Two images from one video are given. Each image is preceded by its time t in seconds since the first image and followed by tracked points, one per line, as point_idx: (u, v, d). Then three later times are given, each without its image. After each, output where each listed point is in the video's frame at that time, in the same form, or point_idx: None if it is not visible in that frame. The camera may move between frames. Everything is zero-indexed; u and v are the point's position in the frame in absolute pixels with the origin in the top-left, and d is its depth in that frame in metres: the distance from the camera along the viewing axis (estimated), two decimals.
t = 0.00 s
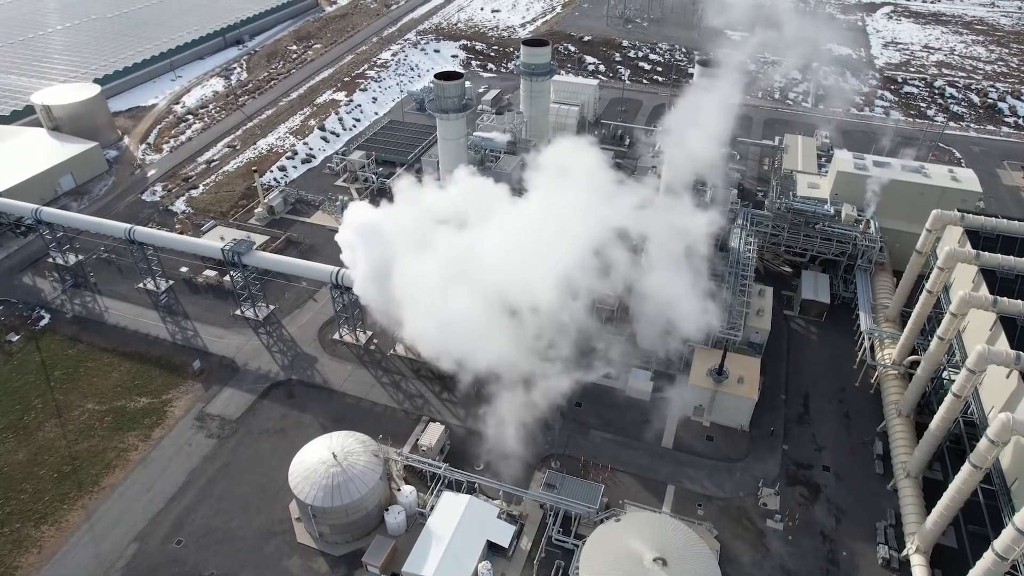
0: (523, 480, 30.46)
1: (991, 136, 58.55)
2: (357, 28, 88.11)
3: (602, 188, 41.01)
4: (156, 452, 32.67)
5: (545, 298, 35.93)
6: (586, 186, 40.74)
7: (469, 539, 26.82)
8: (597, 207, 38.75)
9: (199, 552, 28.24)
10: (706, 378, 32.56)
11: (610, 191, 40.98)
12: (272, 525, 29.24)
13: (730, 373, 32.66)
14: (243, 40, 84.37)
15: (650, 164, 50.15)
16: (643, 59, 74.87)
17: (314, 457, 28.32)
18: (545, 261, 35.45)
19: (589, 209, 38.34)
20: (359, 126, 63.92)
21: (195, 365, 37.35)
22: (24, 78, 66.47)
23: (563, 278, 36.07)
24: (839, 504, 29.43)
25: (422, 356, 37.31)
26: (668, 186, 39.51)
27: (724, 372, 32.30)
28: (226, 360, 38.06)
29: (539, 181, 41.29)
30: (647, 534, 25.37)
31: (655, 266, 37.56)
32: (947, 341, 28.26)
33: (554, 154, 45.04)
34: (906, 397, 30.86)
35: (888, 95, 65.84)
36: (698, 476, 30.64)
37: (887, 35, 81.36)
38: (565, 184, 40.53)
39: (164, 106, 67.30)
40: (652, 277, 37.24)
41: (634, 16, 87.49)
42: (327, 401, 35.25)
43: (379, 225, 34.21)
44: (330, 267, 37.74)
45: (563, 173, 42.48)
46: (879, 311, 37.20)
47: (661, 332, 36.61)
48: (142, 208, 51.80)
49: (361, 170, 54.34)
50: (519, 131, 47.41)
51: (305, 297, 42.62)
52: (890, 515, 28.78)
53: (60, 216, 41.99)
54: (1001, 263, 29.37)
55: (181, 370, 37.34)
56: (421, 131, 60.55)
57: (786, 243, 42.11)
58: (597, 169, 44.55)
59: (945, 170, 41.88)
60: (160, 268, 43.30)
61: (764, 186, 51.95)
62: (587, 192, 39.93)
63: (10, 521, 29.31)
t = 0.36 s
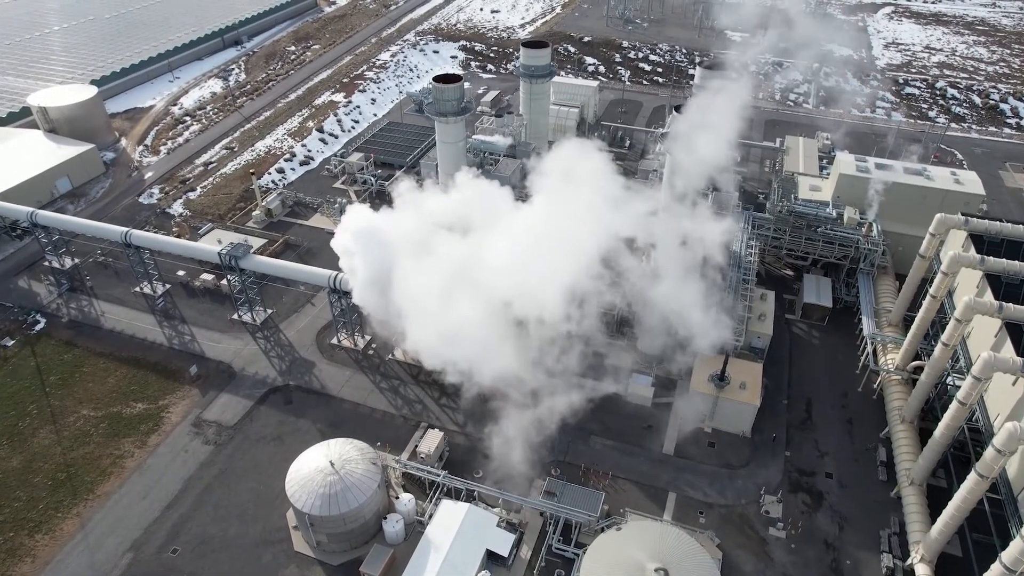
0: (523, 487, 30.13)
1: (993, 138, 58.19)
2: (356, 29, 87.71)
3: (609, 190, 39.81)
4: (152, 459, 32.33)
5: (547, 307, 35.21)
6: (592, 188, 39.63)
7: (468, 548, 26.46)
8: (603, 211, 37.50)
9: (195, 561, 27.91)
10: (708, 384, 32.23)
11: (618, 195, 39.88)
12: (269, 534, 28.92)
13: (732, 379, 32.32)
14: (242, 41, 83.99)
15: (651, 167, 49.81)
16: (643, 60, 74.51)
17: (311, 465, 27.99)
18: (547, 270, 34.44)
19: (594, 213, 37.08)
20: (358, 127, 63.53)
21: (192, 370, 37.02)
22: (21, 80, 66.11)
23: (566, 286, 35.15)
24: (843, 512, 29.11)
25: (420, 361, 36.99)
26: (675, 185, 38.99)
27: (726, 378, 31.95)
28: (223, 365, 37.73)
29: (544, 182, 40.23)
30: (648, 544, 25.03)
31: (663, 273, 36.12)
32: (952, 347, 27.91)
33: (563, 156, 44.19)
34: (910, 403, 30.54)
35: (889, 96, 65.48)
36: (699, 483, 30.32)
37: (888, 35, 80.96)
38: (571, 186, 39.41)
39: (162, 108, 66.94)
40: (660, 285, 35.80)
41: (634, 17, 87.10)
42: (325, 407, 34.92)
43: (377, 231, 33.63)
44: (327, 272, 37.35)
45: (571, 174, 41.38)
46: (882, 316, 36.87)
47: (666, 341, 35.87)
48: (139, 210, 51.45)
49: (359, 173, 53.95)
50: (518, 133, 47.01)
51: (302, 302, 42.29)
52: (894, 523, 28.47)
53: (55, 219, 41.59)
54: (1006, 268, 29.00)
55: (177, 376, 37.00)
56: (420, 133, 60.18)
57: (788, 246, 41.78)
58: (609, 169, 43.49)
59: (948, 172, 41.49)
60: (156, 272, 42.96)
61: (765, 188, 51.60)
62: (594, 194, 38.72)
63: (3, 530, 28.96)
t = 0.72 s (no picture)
0: (522, 495, 29.80)
1: (995, 139, 57.87)
2: (354, 30, 87.34)
3: (614, 194, 39.09)
4: (147, 466, 31.98)
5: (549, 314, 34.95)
6: (596, 193, 39.03)
7: (467, 558, 26.07)
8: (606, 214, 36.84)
9: (191, 570, 27.58)
10: (709, 390, 31.88)
11: (624, 198, 39.06)
12: (265, 542, 28.59)
13: (733, 385, 31.98)
14: (240, 42, 83.58)
15: (651, 169, 49.50)
16: (643, 61, 74.17)
17: (308, 474, 27.67)
18: (548, 277, 34.09)
19: (597, 217, 36.45)
20: (356, 129, 63.17)
21: (188, 376, 36.68)
22: (17, 81, 65.73)
23: (567, 293, 34.78)
24: (846, 519, 28.79)
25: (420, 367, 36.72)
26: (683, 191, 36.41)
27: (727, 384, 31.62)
28: (219, 370, 37.40)
29: (547, 188, 39.87)
30: (649, 553, 24.71)
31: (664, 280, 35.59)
32: (956, 354, 27.56)
33: (565, 162, 43.85)
34: (914, 409, 30.21)
35: (890, 98, 65.20)
36: (701, 490, 30.00)
37: (888, 36, 80.63)
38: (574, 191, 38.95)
39: (159, 110, 66.58)
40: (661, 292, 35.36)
41: (634, 18, 86.78)
42: (322, 413, 34.59)
43: (375, 237, 33.32)
44: (325, 276, 37.00)
45: (575, 179, 40.96)
46: (885, 320, 36.52)
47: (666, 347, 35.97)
48: (136, 213, 51.10)
49: (357, 175, 53.57)
50: (518, 137, 46.55)
51: (300, 306, 41.96)
52: (897, 531, 28.15)
53: (50, 223, 41.20)
54: (1011, 273, 28.61)
55: (173, 381, 36.66)
56: (418, 135, 59.85)
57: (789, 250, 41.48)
58: (614, 174, 42.99)
59: (952, 175, 41.12)
60: (153, 276, 42.65)
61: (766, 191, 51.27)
62: (597, 198, 38.12)
63: None
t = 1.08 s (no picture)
0: (521, 502, 29.50)
1: (994, 140, 57.70)
2: (351, 31, 86.96)
3: (616, 198, 38.60)
4: (142, 474, 31.63)
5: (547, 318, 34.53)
6: (600, 197, 38.51)
7: (466, 566, 25.73)
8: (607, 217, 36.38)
9: None
10: (710, 395, 31.59)
11: (627, 202, 38.48)
12: (261, 551, 28.26)
13: (734, 390, 31.71)
14: (236, 43, 83.19)
15: (649, 171, 49.28)
16: (641, 62, 73.90)
17: (304, 482, 27.36)
18: (546, 281, 33.83)
19: (598, 221, 35.99)
20: (354, 131, 62.84)
21: (183, 382, 36.33)
22: (12, 83, 65.28)
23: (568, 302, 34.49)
24: (847, 526, 28.52)
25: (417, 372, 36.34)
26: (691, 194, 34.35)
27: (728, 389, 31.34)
28: (215, 376, 37.05)
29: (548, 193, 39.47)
30: (649, 562, 24.43)
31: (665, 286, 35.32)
32: (958, 359, 27.36)
33: (567, 168, 43.45)
34: (915, 414, 29.99)
35: (889, 98, 65.08)
36: (701, 496, 29.73)
37: (887, 37, 80.49)
38: (575, 195, 38.55)
39: (155, 112, 66.23)
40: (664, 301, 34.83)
41: (633, 18, 86.59)
42: (319, 419, 34.28)
43: (372, 241, 33.19)
44: (321, 280, 36.63)
45: (577, 184, 40.58)
46: (885, 324, 36.28)
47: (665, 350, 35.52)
48: (131, 216, 50.71)
49: (354, 178, 53.22)
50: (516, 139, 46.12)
51: (296, 310, 41.63)
52: (900, 537, 27.92)
53: (44, 227, 40.82)
54: (1014, 277, 28.39)
55: (169, 387, 36.31)
56: (416, 137, 59.57)
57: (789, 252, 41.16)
58: (618, 180, 42.51)
59: (952, 177, 40.85)
60: (148, 280, 42.28)
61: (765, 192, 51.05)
62: (598, 202, 37.70)
63: None
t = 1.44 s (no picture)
0: (520, 510, 29.18)
1: (994, 142, 57.50)
2: (348, 32, 86.57)
3: (623, 202, 37.58)
4: (136, 482, 31.25)
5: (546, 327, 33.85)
6: (607, 200, 37.49)
7: None
8: (611, 222, 35.44)
9: None
10: (710, 401, 31.28)
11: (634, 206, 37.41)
12: (257, 560, 27.90)
13: (734, 395, 31.41)
14: (232, 44, 82.75)
15: (648, 173, 48.99)
16: (640, 63, 73.58)
17: (300, 490, 27.02)
18: (544, 288, 33.14)
19: (600, 226, 35.03)
20: (350, 133, 62.47)
21: (178, 388, 35.95)
22: (5, 84, 64.77)
23: (570, 311, 33.82)
24: (849, 533, 28.23)
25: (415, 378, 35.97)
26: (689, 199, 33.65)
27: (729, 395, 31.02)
28: (211, 382, 36.68)
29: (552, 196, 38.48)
30: (649, 571, 24.09)
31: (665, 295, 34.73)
32: (961, 364, 27.10)
33: (575, 172, 42.69)
34: (917, 419, 29.72)
35: (888, 99, 64.88)
36: (701, 503, 29.43)
37: (886, 37, 80.30)
38: (581, 198, 37.66)
39: (150, 113, 65.82)
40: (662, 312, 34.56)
41: (631, 19, 86.32)
42: (315, 426, 33.93)
43: (367, 246, 33.07)
44: (317, 285, 36.18)
45: (584, 186, 39.64)
46: (886, 328, 36.02)
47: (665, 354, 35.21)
48: (126, 219, 50.31)
49: (351, 180, 52.82)
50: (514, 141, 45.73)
51: (293, 315, 41.28)
52: (902, 545, 27.62)
53: (38, 231, 40.40)
54: (1016, 282, 28.15)
55: (163, 393, 35.93)
56: (413, 139, 59.21)
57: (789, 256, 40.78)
58: (622, 182, 41.88)
59: (953, 179, 40.62)
60: (143, 284, 41.90)
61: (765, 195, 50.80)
62: (604, 206, 36.72)
63: None
